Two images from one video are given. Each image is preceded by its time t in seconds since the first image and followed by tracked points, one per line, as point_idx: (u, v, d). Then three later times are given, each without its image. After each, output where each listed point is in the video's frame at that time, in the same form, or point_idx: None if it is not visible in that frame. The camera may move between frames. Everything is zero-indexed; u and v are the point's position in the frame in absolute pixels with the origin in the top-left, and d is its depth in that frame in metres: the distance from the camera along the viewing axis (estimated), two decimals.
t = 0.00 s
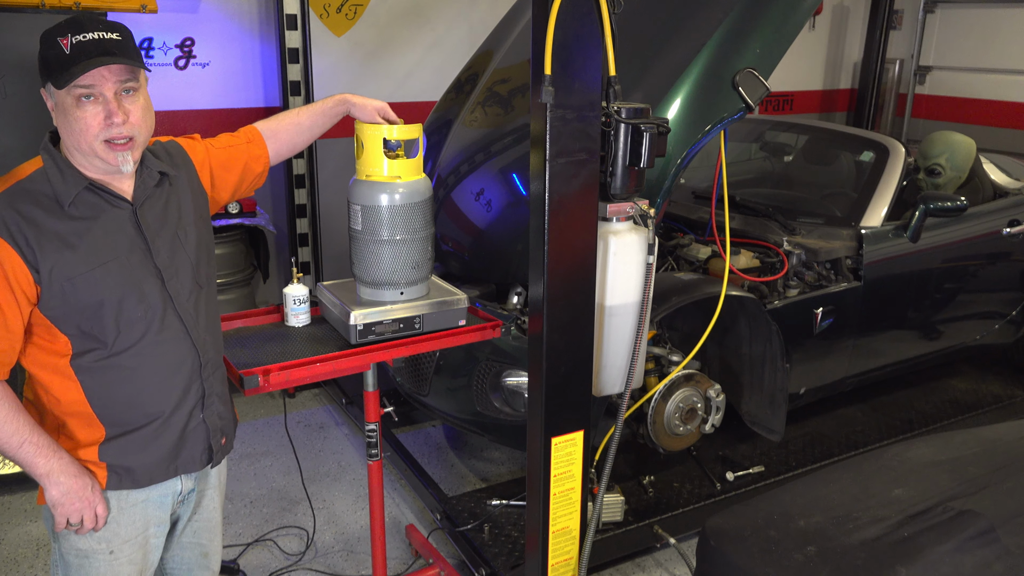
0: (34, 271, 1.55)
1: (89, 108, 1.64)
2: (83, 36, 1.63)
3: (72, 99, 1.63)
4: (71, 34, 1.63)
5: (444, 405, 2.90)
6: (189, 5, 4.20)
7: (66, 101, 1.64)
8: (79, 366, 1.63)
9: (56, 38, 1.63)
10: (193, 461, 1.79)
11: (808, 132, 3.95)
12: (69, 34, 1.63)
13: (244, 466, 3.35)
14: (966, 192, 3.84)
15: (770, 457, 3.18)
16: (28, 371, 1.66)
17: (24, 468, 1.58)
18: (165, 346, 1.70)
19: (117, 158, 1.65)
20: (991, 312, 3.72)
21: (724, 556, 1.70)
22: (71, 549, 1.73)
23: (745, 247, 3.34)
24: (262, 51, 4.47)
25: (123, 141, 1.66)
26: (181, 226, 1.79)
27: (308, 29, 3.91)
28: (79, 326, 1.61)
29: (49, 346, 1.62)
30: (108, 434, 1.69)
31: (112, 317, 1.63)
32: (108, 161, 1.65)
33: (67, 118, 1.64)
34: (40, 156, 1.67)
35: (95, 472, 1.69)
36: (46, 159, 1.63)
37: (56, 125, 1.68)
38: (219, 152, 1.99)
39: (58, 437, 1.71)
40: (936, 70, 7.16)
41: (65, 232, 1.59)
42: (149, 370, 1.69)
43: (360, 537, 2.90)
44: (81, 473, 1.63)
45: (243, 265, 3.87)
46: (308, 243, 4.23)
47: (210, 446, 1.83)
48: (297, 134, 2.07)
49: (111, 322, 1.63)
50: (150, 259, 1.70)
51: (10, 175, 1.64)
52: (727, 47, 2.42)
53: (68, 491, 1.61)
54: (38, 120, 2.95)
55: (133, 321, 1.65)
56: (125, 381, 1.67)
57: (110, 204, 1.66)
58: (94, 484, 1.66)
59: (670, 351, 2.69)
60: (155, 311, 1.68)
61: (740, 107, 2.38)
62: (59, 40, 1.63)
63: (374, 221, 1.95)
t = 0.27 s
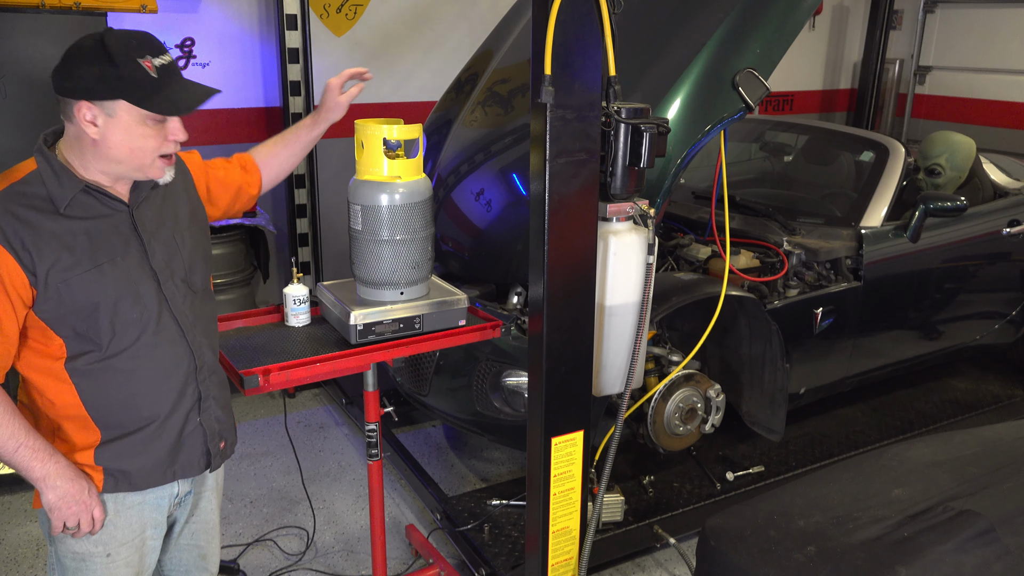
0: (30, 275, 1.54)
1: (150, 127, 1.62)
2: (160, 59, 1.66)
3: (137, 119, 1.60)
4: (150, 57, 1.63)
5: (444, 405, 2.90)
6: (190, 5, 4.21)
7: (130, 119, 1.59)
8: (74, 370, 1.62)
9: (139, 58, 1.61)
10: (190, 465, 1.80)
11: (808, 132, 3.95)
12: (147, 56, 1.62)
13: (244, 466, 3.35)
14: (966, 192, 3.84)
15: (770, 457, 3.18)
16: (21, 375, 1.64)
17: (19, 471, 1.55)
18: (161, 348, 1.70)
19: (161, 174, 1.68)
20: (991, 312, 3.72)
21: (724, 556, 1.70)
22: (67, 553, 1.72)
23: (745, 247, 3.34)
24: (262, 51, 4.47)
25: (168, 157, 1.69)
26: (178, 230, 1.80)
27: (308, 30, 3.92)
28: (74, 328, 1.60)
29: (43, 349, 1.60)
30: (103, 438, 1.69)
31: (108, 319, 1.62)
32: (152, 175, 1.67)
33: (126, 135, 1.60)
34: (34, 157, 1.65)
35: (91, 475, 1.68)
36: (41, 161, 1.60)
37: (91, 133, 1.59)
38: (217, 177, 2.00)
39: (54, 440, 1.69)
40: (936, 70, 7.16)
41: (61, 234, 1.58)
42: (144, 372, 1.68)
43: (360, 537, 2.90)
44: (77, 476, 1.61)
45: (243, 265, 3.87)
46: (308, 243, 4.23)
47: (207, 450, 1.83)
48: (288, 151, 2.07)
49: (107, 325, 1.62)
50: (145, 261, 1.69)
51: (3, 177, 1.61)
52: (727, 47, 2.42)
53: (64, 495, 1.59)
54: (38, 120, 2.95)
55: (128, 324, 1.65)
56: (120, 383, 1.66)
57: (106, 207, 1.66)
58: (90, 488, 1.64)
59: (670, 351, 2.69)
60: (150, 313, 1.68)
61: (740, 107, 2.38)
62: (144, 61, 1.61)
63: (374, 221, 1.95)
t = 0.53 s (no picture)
0: (35, 276, 1.52)
1: (180, 149, 1.64)
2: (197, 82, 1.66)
3: (170, 139, 1.61)
4: (193, 82, 1.64)
5: (444, 405, 2.90)
6: (190, 5, 4.21)
7: (164, 139, 1.60)
8: (73, 373, 1.61)
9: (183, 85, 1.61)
10: (184, 471, 1.80)
11: (808, 132, 3.95)
12: (190, 81, 1.63)
13: (244, 466, 3.35)
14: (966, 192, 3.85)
15: (770, 457, 3.18)
16: (16, 374, 1.61)
17: (16, 473, 1.53)
18: (160, 354, 1.70)
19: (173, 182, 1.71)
20: (991, 312, 3.72)
21: (724, 556, 1.71)
22: (61, 555, 1.71)
23: (745, 247, 3.34)
24: (262, 52, 4.48)
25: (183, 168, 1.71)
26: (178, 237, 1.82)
27: (308, 30, 3.92)
28: (74, 331, 1.59)
29: (41, 350, 1.59)
30: (97, 442, 1.67)
31: (110, 324, 1.62)
32: (170, 185, 1.70)
33: (157, 154, 1.61)
34: (39, 155, 1.64)
35: (87, 478, 1.67)
36: (47, 160, 1.59)
37: (121, 149, 1.58)
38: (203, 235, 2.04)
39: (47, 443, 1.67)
40: (936, 70, 7.16)
41: (65, 236, 1.57)
42: (143, 378, 1.68)
43: (360, 537, 2.90)
44: (74, 479, 1.60)
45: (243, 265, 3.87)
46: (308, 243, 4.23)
47: (199, 456, 1.83)
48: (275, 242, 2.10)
49: (109, 329, 1.62)
50: (147, 266, 1.69)
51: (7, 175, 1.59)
52: (727, 47, 2.42)
53: (61, 497, 1.57)
54: (39, 120, 2.95)
55: (129, 329, 1.65)
56: (120, 388, 1.66)
57: (110, 210, 1.65)
58: (86, 490, 1.63)
59: (670, 351, 2.70)
60: (152, 319, 1.68)
61: (740, 107, 2.39)
62: (186, 87, 1.62)
63: (374, 222, 1.95)
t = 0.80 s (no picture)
0: (35, 275, 1.52)
1: (192, 159, 1.63)
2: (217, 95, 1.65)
3: (185, 151, 1.60)
4: (212, 95, 1.62)
5: (444, 405, 2.90)
6: (190, 5, 4.21)
7: (178, 151, 1.59)
8: (64, 375, 1.60)
9: (201, 97, 1.59)
10: (171, 484, 1.79)
11: (808, 132, 3.95)
12: (209, 93, 1.61)
13: (244, 466, 3.35)
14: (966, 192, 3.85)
15: (770, 457, 3.18)
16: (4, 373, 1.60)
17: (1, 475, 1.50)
18: (156, 362, 1.69)
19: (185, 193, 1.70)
20: (992, 312, 3.72)
21: (724, 556, 1.71)
22: (51, 561, 1.70)
23: (745, 247, 3.34)
24: (262, 52, 4.47)
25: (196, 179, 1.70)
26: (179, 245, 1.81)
27: (308, 30, 3.92)
28: (69, 334, 1.58)
29: (34, 349, 1.58)
30: (84, 448, 1.66)
31: (106, 328, 1.61)
32: (180, 193, 1.69)
33: (170, 164, 1.60)
34: (48, 154, 1.64)
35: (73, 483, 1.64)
36: (58, 160, 1.60)
37: (135, 157, 1.57)
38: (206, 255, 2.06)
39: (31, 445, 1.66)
40: (936, 70, 7.16)
41: (69, 238, 1.57)
42: (136, 386, 1.67)
43: (360, 537, 2.90)
44: (60, 483, 1.57)
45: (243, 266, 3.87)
46: (308, 243, 4.23)
47: (188, 468, 1.82)
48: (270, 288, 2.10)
49: (105, 334, 1.61)
50: (147, 274, 1.69)
51: (15, 172, 1.59)
52: (727, 47, 2.42)
53: (46, 501, 1.54)
54: (39, 120, 2.95)
55: (125, 335, 1.64)
56: (112, 394, 1.65)
57: (117, 214, 1.65)
58: (72, 495, 1.60)
59: (670, 351, 2.70)
60: (149, 328, 1.67)
61: (740, 107, 2.39)
62: (205, 99, 1.60)
63: (374, 222, 1.95)
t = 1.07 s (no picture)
0: (30, 283, 1.49)
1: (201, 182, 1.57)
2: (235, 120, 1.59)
3: (196, 172, 1.55)
4: (230, 119, 1.56)
5: (444, 405, 2.90)
6: (190, 5, 4.21)
7: (189, 172, 1.54)
8: (49, 384, 1.57)
9: (217, 121, 1.53)
10: (151, 497, 1.75)
11: (808, 132, 3.95)
12: (226, 118, 1.55)
13: (244, 466, 3.35)
14: (966, 192, 3.85)
15: (770, 457, 3.18)
16: None
17: None
18: (144, 378, 1.66)
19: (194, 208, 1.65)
20: (991, 312, 3.72)
21: (724, 556, 1.71)
22: (35, 565, 1.67)
23: (745, 247, 3.34)
24: (262, 52, 4.47)
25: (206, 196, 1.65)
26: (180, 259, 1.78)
27: (308, 30, 3.91)
28: (59, 343, 1.55)
29: (22, 356, 1.55)
30: (64, 456, 1.63)
31: (97, 341, 1.59)
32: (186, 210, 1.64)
33: (180, 184, 1.55)
34: (54, 156, 1.62)
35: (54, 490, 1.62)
36: (64, 167, 1.57)
37: (145, 174, 1.53)
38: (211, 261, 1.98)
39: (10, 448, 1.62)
40: (936, 70, 7.16)
41: (68, 247, 1.54)
42: (123, 400, 1.64)
43: (360, 537, 2.90)
44: (41, 489, 1.55)
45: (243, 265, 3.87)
46: (308, 243, 4.23)
47: (166, 483, 1.78)
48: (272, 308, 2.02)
49: (95, 346, 1.59)
50: (142, 287, 1.66)
51: (16, 177, 1.56)
52: (727, 47, 2.42)
53: (25, 508, 1.52)
54: (39, 120, 2.95)
55: (115, 349, 1.61)
56: (98, 407, 1.62)
57: (119, 226, 1.62)
58: (52, 502, 1.58)
59: (670, 351, 2.69)
60: (140, 342, 1.64)
61: (740, 107, 2.39)
62: (221, 123, 1.54)
63: (374, 222, 1.95)
